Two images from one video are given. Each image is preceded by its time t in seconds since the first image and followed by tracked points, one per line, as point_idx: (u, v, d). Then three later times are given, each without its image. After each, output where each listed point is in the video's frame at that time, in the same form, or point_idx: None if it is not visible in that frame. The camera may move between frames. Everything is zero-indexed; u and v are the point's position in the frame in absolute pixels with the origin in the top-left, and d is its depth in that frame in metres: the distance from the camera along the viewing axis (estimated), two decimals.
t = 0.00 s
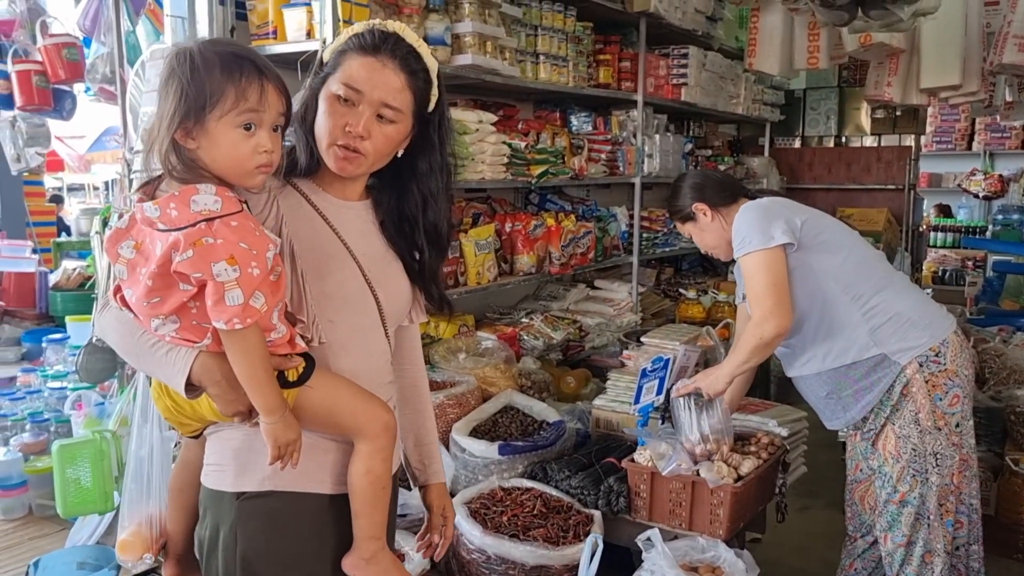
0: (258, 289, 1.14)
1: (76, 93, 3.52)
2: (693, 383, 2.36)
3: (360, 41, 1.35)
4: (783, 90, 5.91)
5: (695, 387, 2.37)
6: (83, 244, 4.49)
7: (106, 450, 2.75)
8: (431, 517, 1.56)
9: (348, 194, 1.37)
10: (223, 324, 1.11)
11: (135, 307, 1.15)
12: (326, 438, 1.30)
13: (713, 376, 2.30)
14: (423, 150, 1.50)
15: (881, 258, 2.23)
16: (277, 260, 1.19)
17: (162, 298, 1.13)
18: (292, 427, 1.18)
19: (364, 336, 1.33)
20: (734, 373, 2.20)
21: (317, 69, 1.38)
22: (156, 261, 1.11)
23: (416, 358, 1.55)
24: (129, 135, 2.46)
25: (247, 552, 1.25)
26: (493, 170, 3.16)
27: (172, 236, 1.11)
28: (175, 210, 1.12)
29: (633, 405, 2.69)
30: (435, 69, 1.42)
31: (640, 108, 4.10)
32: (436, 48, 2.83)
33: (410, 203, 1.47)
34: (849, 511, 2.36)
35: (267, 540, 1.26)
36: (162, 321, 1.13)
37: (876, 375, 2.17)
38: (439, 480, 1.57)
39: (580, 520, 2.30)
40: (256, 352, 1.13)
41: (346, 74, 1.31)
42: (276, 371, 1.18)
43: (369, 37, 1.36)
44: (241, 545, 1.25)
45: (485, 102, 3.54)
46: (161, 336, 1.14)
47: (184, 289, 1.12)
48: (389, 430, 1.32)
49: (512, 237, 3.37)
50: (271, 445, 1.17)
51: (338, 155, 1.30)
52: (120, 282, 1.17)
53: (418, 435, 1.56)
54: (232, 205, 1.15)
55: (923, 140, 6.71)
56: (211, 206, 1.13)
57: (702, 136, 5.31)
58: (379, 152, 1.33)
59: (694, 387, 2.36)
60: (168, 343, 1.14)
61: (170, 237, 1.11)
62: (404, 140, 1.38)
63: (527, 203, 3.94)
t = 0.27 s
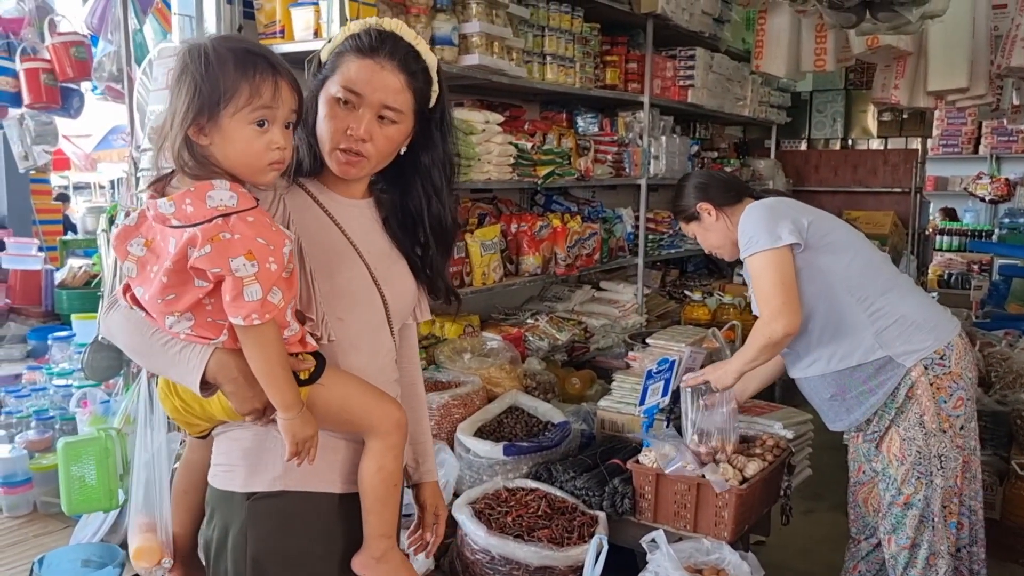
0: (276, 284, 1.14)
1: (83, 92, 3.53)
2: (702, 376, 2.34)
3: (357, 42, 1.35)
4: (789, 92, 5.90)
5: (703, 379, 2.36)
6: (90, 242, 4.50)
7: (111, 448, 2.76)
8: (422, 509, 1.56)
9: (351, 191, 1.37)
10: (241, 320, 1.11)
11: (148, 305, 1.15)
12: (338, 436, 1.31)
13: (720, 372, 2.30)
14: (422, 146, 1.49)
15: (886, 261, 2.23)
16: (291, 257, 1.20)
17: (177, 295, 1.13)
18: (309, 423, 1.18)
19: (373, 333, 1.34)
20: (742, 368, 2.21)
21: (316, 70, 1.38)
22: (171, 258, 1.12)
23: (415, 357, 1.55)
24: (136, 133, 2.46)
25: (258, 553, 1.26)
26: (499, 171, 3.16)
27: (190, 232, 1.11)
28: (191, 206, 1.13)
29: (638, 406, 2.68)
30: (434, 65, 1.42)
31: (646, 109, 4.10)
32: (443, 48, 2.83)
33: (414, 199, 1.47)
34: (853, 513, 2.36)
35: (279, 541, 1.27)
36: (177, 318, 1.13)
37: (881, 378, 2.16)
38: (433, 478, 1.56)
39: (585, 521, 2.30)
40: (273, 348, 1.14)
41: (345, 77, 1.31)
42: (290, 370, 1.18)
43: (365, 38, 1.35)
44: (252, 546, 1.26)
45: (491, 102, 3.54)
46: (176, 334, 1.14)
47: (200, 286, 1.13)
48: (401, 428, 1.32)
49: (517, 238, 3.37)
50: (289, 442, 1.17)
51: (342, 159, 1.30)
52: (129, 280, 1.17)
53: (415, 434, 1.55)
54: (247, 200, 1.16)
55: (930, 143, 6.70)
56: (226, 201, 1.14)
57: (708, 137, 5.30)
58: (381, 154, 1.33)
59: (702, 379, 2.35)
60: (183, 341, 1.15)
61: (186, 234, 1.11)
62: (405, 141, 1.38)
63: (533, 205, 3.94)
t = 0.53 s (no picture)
0: (292, 284, 1.14)
1: (89, 89, 3.53)
2: (704, 378, 2.38)
3: (349, 39, 1.35)
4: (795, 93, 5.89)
5: (705, 381, 2.38)
6: (95, 240, 4.50)
7: (116, 445, 2.77)
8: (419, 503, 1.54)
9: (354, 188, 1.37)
10: (258, 320, 1.11)
11: (161, 308, 1.15)
12: (349, 436, 1.33)
13: (725, 373, 2.31)
14: (420, 138, 1.49)
15: (890, 262, 2.23)
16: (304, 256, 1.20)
17: (190, 297, 1.13)
18: (323, 424, 1.19)
19: (379, 332, 1.34)
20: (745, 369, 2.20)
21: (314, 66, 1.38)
22: (184, 259, 1.12)
23: (411, 354, 1.54)
24: (142, 131, 2.47)
25: (266, 554, 1.27)
26: (504, 170, 3.16)
27: (204, 232, 1.11)
28: (204, 206, 1.13)
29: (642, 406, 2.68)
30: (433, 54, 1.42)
31: (652, 109, 4.10)
32: (449, 47, 2.83)
33: (412, 194, 1.48)
34: (855, 514, 2.35)
35: (288, 542, 1.28)
36: (190, 320, 1.14)
37: (885, 380, 2.16)
38: (428, 473, 1.54)
39: (588, 520, 2.30)
40: (289, 349, 1.14)
41: (341, 75, 1.32)
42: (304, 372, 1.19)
43: (360, 34, 1.35)
44: (261, 547, 1.27)
45: (497, 102, 3.54)
46: (190, 336, 1.15)
47: (213, 287, 1.13)
48: (411, 429, 1.34)
49: (522, 237, 3.37)
50: (304, 442, 1.17)
51: (343, 158, 1.31)
52: (138, 282, 1.18)
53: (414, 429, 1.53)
54: (260, 200, 1.16)
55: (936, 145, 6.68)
56: (240, 200, 1.14)
57: (713, 138, 5.29)
58: (382, 149, 1.34)
59: (704, 381, 2.38)
60: (196, 343, 1.15)
61: (200, 234, 1.11)
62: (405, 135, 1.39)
63: (538, 204, 3.94)
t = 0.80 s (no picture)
0: (308, 289, 1.15)
1: (94, 87, 3.54)
2: (707, 385, 2.38)
3: (357, 34, 1.35)
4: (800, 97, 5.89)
5: (708, 386, 2.38)
6: (99, 237, 4.51)
7: (118, 442, 2.78)
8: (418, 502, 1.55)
9: (357, 188, 1.38)
10: (274, 325, 1.11)
11: (174, 310, 1.16)
12: (357, 439, 1.33)
13: (729, 377, 2.31)
14: (422, 134, 1.48)
15: (894, 266, 2.23)
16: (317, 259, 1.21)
17: (205, 300, 1.14)
18: (335, 428, 1.20)
19: (384, 334, 1.35)
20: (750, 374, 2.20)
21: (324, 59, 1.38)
22: (199, 262, 1.12)
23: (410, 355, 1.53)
24: (147, 129, 2.47)
25: (272, 556, 1.28)
26: (508, 172, 3.16)
27: (221, 235, 1.12)
28: (220, 210, 1.13)
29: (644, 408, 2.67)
30: (434, 58, 1.42)
31: (656, 111, 4.10)
32: (454, 48, 2.83)
33: (411, 190, 1.48)
34: (856, 519, 2.35)
35: (293, 543, 1.28)
36: (204, 323, 1.14)
37: (889, 385, 2.16)
38: (430, 472, 1.55)
39: (589, 522, 2.30)
40: (303, 355, 1.15)
41: (354, 69, 1.32)
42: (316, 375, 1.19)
43: (371, 29, 1.36)
44: (266, 548, 1.28)
45: (501, 102, 3.55)
46: (202, 339, 1.15)
47: (228, 291, 1.14)
48: (418, 432, 1.35)
49: (526, 239, 3.38)
50: (316, 446, 1.19)
51: (357, 152, 1.32)
52: (147, 284, 1.19)
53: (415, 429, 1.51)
54: (275, 203, 1.16)
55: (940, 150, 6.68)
56: (256, 204, 1.15)
57: (718, 141, 5.29)
58: (394, 144, 1.34)
59: (709, 387, 2.38)
60: (209, 346, 1.15)
61: (217, 237, 1.12)
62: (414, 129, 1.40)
63: (541, 205, 3.94)
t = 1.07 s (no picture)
0: (318, 295, 1.15)
1: (97, 86, 3.55)
2: (710, 387, 2.38)
3: (362, 30, 1.37)
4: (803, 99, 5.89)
5: (711, 390, 2.38)
6: (101, 235, 4.51)
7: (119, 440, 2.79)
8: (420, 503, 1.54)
9: (362, 187, 1.40)
10: (283, 330, 1.12)
11: (181, 313, 1.16)
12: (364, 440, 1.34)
13: (731, 379, 2.32)
14: (423, 130, 1.50)
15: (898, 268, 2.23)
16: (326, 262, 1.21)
17: (213, 303, 1.14)
18: (344, 432, 1.21)
19: (388, 334, 1.36)
20: (751, 379, 2.19)
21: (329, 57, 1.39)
22: (208, 265, 1.13)
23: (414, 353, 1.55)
24: (151, 128, 2.48)
25: (275, 556, 1.28)
26: (511, 172, 3.17)
27: (230, 239, 1.12)
28: (231, 214, 1.14)
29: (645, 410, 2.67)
30: (434, 59, 1.46)
31: (659, 113, 4.10)
32: (458, 48, 2.84)
33: (417, 182, 1.51)
34: (857, 522, 2.36)
35: (296, 543, 1.29)
36: (211, 326, 1.15)
37: (895, 389, 2.16)
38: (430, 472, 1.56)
39: (590, 523, 2.30)
40: (311, 360, 1.15)
41: (364, 64, 1.34)
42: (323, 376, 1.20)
43: (379, 24, 1.39)
44: (269, 548, 1.28)
45: (504, 103, 3.55)
46: (210, 342, 1.15)
47: (237, 294, 1.14)
48: (423, 434, 1.35)
49: (528, 239, 3.39)
50: (325, 449, 1.19)
51: (374, 147, 1.34)
52: (153, 284, 1.19)
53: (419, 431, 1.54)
54: (286, 208, 1.16)
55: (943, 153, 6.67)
56: (267, 208, 1.15)
57: (721, 143, 5.29)
58: (405, 137, 1.37)
59: (711, 390, 2.39)
60: (217, 349, 1.16)
61: (227, 241, 1.12)
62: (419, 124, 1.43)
63: (544, 206, 3.95)
